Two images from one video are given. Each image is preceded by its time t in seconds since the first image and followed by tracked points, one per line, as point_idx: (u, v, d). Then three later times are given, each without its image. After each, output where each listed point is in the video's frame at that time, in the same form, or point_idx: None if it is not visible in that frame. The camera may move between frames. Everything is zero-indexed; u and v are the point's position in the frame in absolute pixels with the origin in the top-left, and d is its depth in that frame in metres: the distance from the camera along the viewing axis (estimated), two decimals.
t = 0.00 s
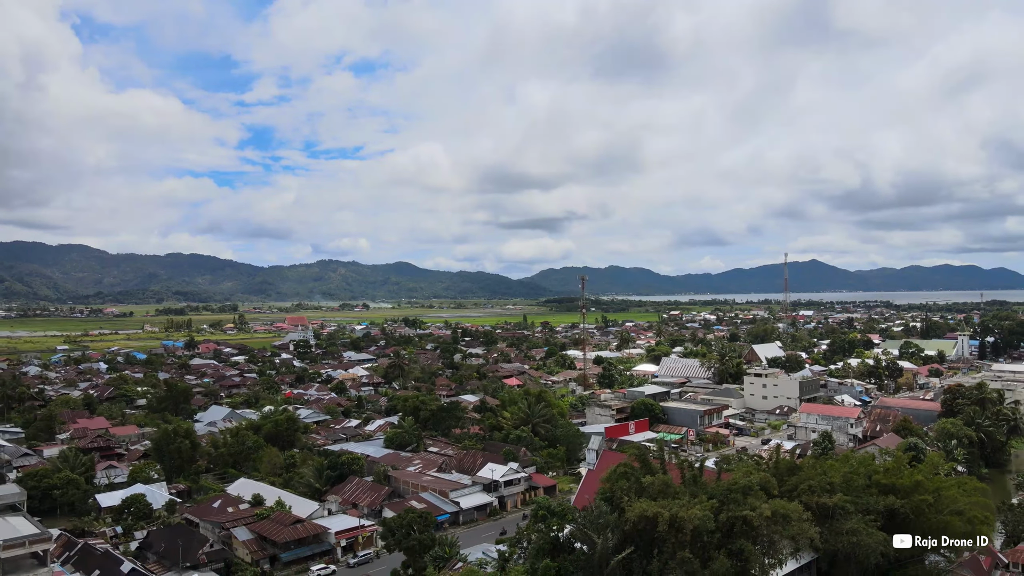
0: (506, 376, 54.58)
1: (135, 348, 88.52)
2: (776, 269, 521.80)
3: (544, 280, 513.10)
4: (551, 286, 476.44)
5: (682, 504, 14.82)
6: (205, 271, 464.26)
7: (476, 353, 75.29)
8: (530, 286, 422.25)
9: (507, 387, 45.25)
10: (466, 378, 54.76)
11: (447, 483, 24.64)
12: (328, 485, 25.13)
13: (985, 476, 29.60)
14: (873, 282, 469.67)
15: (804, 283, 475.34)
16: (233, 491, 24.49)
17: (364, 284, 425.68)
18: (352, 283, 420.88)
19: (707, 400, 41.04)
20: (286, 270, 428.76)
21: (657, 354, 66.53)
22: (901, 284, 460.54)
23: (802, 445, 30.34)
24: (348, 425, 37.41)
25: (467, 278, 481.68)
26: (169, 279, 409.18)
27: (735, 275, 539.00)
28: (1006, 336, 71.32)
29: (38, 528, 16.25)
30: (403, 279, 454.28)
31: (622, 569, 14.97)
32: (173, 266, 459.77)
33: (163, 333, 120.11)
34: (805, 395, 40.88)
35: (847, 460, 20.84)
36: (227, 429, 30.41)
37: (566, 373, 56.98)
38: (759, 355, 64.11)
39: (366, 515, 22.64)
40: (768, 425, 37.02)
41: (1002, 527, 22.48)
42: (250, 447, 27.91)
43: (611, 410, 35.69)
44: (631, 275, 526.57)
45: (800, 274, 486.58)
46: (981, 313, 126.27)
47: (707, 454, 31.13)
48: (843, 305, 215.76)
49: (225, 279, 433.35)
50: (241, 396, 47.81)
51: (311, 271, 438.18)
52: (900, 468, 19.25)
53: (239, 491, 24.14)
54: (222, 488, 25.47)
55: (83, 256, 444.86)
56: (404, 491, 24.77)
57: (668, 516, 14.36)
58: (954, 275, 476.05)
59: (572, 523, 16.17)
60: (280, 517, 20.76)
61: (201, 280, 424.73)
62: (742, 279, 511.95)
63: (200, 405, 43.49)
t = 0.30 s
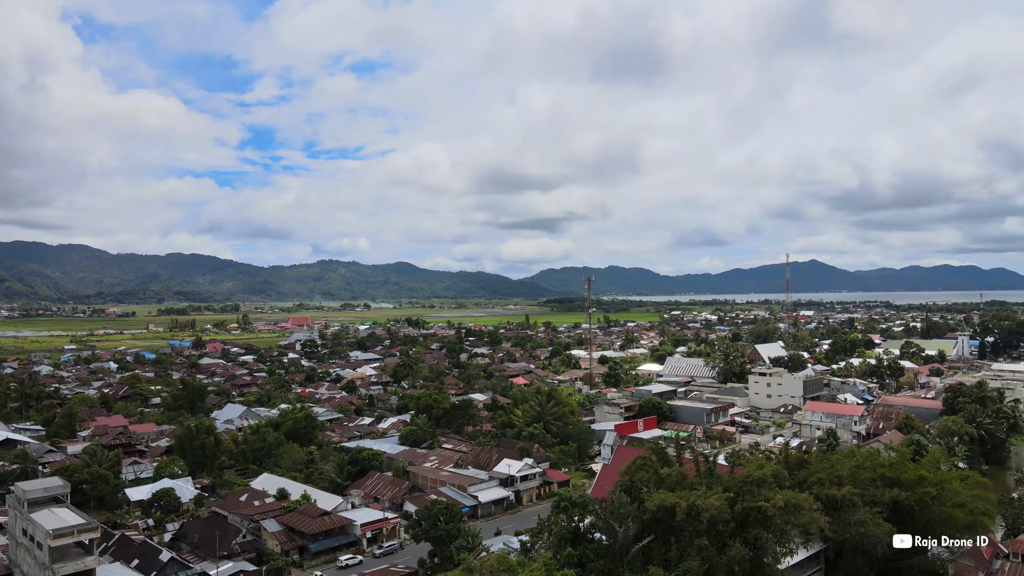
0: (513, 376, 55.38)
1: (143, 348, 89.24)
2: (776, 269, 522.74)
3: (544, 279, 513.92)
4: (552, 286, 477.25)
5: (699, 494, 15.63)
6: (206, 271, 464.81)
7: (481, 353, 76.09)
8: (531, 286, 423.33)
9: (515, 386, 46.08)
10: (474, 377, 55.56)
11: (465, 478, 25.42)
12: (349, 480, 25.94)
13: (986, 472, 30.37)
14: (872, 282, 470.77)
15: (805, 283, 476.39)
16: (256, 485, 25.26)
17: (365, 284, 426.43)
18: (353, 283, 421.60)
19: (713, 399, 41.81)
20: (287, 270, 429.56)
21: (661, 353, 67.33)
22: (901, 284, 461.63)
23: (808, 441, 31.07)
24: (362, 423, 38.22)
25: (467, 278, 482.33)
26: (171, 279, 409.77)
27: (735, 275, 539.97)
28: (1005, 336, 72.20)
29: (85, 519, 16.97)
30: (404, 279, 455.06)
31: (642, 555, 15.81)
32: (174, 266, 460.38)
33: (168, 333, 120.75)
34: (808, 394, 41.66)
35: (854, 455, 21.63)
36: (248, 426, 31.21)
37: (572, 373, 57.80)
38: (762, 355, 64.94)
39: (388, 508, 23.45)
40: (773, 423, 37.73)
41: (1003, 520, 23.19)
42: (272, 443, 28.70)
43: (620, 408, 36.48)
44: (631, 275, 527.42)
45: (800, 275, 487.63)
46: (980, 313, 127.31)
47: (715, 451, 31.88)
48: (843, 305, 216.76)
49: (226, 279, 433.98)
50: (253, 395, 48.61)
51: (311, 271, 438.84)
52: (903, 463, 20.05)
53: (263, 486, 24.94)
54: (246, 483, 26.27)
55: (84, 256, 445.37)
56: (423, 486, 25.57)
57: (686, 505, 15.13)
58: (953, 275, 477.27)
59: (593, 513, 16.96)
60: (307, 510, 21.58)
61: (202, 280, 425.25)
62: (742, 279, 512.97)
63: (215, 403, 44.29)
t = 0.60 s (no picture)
0: (521, 375, 56.20)
1: (151, 348, 89.94)
2: (775, 270, 523.68)
3: (545, 279, 514.82)
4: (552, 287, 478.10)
5: (718, 485, 16.48)
6: (207, 271, 465.24)
7: (487, 353, 76.88)
8: (532, 286, 424.19)
9: (525, 385, 46.89)
10: (482, 376, 56.38)
11: (484, 473, 26.24)
12: (371, 475, 26.76)
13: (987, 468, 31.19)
14: (872, 282, 471.76)
15: (804, 283, 477.42)
16: (281, 480, 26.09)
17: (365, 284, 426.95)
18: (354, 283, 422.17)
19: (720, 397, 42.64)
20: (288, 270, 430.35)
21: (666, 353, 68.19)
22: (901, 284, 462.63)
23: (814, 438, 31.93)
24: (377, 420, 39.05)
25: (468, 278, 482.94)
26: (172, 279, 410.17)
27: (735, 275, 540.82)
28: (1005, 336, 73.05)
29: (130, 509, 17.76)
30: (404, 279, 455.69)
31: (663, 543, 16.67)
32: (175, 266, 461.02)
33: (174, 333, 121.55)
34: (813, 393, 42.52)
35: (862, 450, 22.49)
36: (269, 422, 32.05)
37: (579, 372, 58.63)
38: (765, 355, 65.78)
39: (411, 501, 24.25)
40: (779, 420, 38.47)
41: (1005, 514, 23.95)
42: (295, 440, 29.58)
43: (629, 406, 37.31)
44: (631, 275, 528.21)
45: (800, 275, 488.63)
46: (980, 313, 128.30)
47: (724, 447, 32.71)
48: (843, 305, 217.68)
49: (227, 279, 434.66)
50: (267, 394, 49.42)
51: (312, 271, 439.46)
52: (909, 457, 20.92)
53: (289, 481, 25.77)
54: (270, 478, 27.12)
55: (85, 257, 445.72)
56: (443, 481, 26.38)
57: (705, 496, 16.01)
58: (953, 275, 478.41)
59: (615, 504, 17.80)
60: (335, 502, 22.44)
61: (203, 280, 425.62)
62: (742, 279, 513.96)
63: (230, 402, 45.09)
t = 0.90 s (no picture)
0: (529, 374, 56.96)
1: (158, 348, 90.72)
2: (776, 270, 524.66)
3: (545, 280, 515.74)
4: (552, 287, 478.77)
5: (735, 478, 17.27)
6: (208, 271, 465.86)
7: (493, 352, 77.62)
8: (533, 286, 425.14)
9: (534, 384, 47.67)
10: (490, 375, 57.13)
11: (501, 469, 27.00)
12: (392, 471, 27.50)
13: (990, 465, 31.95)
14: (872, 283, 472.78)
15: (805, 283, 478.60)
16: (304, 476, 26.86)
17: (366, 284, 427.66)
18: (355, 283, 422.88)
19: (726, 396, 43.45)
20: (289, 270, 431.19)
21: (670, 353, 68.99)
22: (901, 284, 463.67)
23: (821, 435, 32.72)
24: (391, 419, 39.81)
25: (468, 278, 483.70)
26: (173, 279, 410.71)
27: (735, 275, 541.71)
28: (1006, 335, 73.82)
29: (170, 502, 18.51)
30: (405, 279, 456.46)
31: (683, 533, 17.41)
32: (176, 266, 461.83)
33: (179, 333, 122.36)
34: (818, 392, 43.30)
35: (870, 446, 23.27)
36: (288, 420, 32.84)
37: (585, 372, 59.43)
38: (769, 354, 66.56)
39: (432, 496, 25.00)
40: (785, 418, 39.21)
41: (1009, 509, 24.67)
42: (315, 437, 30.35)
43: (638, 404, 38.09)
44: (631, 275, 529.09)
45: (800, 275, 489.55)
46: (980, 313, 129.11)
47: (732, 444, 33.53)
48: (843, 305, 218.59)
49: (229, 279, 435.56)
50: (279, 393, 50.16)
51: (312, 271, 440.18)
52: (917, 453, 21.67)
53: (312, 476, 26.55)
54: (293, 474, 27.88)
55: (86, 257, 446.31)
56: (462, 477, 27.15)
57: (724, 488, 16.81)
58: (952, 276, 479.55)
59: (635, 497, 18.53)
60: (360, 497, 23.23)
61: (204, 279, 426.17)
62: (742, 280, 515.03)
63: (244, 401, 45.84)
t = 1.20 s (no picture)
0: (536, 374, 57.71)
1: (166, 347, 91.46)
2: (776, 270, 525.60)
3: (545, 280, 516.70)
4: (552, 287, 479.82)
5: (752, 472, 18.10)
6: (209, 271, 466.65)
7: (499, 352, 78.37)
8: (533, 286, 425.59)
9: (544, 384, 48.41)
10: (498, 374, 57.87)
11: (518, 465, 27.70)
12: (412, 468, 28.21)
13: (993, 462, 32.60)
14: (872, 283, 473.75)
15: (805, 283, 479.55)
16: (326, 471, 27.64)
17: (367, 283, 428.40)
18: (356, 283, 423.61)
19: (733, 395, 44.22)
20: (290, 270, 432.10)
21: (675, 353, 69.75)
22: (900, 284, 464.63)
23: (827, 431, 33.42)
24: (404, 417, 40.53)
25: (468, 278, 484.83)
26: (174, 279, 411.45)
27: (735, 275, 542.57)
28: (1007, 335, 74.52)
29: (208, 495, 19.26)
30: (406, 279, 457.29)
31: (701, 525, 18.21)
32: (178, 267, 462.62)
33: (185, 333, 123.15)
34: (823, 391, 44.05)
35: (879, 442, 23.99)
36: (307, 418, 33.67)
37: (592, 371, 60.18)
38: (773, 354, 67.33)
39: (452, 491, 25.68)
40: (791, 417, 39.97)
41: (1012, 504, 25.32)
42: (335, 435, 31.10)
43: (648, 403, 38.81)
44: (632, 275, 529.93)
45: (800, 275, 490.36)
46: (981, 313, 129.86)
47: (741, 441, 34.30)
48: (844, 305, 219.38)
49: (230, 279, 436.33)
50: (291, 392, 50.87)
51: (313, 271, 440.90)
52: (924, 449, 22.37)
53: (334, 472, 27.30)
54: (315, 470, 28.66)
55: (87, 258, 447.06)
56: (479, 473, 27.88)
57: (742, 481, 17.62)
58: (952, 276, 480.55)
59: (654, 491, 19.33)
60: (385, 492, 23.99)
61: (205, 279, 426.87)
62: (742, 280, 516.05)
63: (259, 400, 46.57)
